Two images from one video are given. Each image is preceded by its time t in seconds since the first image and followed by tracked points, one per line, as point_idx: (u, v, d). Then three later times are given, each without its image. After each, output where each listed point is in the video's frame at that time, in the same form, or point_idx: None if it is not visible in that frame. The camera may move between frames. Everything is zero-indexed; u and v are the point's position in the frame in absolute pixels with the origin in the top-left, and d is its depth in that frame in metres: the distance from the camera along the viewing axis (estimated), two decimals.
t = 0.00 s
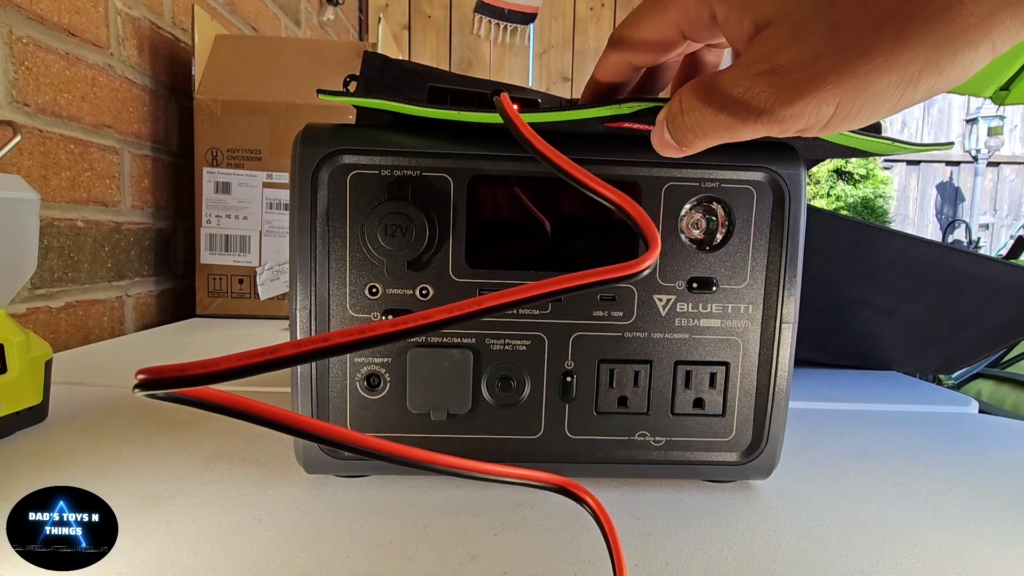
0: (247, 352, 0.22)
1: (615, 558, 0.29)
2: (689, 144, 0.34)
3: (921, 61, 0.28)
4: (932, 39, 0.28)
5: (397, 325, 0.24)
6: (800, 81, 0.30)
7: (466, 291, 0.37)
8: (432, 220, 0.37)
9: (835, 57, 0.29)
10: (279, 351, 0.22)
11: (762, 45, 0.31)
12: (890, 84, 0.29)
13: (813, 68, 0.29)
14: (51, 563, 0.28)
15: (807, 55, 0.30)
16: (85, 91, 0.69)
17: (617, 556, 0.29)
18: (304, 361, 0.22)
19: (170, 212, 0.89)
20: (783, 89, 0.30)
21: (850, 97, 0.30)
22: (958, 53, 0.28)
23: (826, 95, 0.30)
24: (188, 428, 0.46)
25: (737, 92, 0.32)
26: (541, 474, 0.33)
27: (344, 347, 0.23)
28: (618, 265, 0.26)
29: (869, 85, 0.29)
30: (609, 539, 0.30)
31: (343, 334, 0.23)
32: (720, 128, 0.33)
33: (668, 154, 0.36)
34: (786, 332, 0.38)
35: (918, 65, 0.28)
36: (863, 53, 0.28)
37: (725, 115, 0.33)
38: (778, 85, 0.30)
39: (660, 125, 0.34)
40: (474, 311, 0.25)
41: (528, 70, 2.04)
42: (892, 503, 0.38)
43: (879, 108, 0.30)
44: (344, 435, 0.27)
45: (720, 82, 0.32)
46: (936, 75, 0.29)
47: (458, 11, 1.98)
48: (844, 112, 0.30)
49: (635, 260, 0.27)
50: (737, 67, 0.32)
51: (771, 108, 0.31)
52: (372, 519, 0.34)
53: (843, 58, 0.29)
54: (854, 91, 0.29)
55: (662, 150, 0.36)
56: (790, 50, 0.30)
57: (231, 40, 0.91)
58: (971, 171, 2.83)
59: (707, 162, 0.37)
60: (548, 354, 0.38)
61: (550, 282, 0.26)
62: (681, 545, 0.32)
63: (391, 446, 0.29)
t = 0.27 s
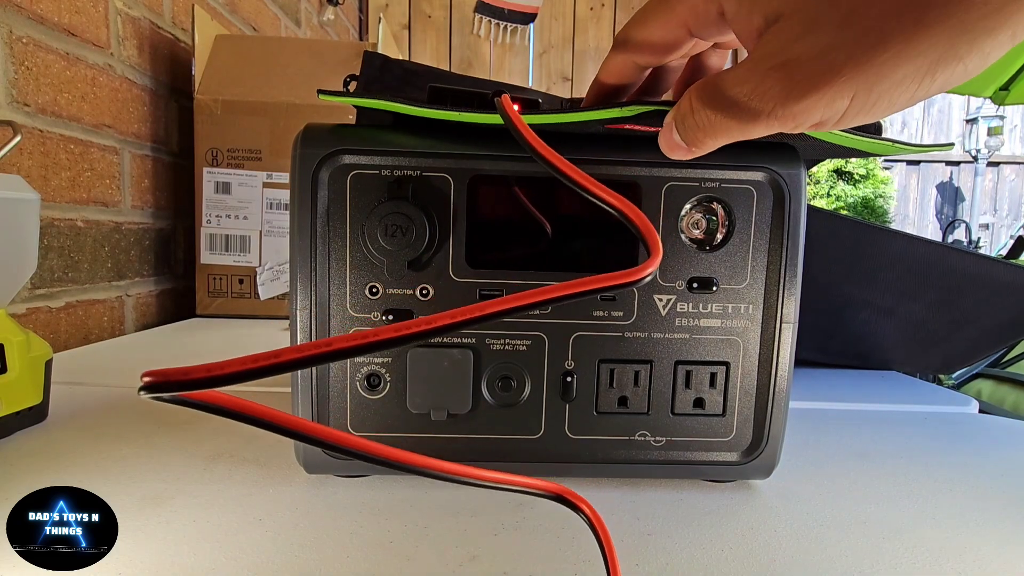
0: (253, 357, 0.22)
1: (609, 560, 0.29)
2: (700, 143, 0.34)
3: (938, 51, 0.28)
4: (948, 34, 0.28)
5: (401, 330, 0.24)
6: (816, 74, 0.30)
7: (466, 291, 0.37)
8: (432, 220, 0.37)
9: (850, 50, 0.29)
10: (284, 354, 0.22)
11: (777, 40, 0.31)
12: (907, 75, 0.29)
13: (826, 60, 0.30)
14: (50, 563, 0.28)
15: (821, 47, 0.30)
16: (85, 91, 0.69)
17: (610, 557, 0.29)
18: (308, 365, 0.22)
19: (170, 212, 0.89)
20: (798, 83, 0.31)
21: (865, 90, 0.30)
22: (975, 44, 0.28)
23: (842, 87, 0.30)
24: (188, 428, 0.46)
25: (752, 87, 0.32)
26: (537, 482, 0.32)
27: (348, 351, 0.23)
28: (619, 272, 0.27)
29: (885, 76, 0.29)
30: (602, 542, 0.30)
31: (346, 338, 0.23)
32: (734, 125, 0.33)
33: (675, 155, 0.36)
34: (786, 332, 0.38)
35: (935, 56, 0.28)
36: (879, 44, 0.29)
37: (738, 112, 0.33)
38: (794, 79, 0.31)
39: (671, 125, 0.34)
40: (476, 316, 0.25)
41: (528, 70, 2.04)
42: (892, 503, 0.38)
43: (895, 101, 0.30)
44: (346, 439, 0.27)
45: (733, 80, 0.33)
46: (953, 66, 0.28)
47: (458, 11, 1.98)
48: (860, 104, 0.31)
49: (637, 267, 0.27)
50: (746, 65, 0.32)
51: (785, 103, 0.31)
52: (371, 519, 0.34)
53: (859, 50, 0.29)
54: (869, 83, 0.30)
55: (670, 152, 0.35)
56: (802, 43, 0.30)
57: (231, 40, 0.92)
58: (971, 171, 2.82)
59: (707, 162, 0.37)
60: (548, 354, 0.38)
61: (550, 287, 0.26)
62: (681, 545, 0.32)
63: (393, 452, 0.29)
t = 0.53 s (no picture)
0: (248, 340, 0.22)
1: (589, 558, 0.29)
2: (691, 145, 0.34)
3: (923, 45, 0.27)
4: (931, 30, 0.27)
5: (395, 321, 0.23)
6: (801, 74, 0.29)
7: (466, 291, 0.37)
8: (432, 220, 0.37)
9: (833, 48, 0.28)
10: (273, 342, 0.22)
11: (760, 41, 0.31)
12: (893, 70, 0.28)
13: (813, 60, 0.29)
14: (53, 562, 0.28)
15: (808, 46, 0.29)
16: (85, 91, 0.69)
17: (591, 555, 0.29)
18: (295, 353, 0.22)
19: (170, 212, 0.89)
20: (784, 83, 0.30)
21: (852, 87, 0.29)
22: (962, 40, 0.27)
23: (828, 84, 0.29)
24: (188, 427, 0.46)
25: (739, 88, 0.31)
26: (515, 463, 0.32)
27: (339, 340, 0.22)
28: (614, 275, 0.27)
29: (871, 72, 0.28)
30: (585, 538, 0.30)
31: (342, 326, 0.23)
32: (723, 126, 0.32)
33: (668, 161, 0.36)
34: (786, 332, 0.38)
35: (921, 50, 0.27)
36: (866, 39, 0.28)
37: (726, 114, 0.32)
38: (781, 78, 0.30)
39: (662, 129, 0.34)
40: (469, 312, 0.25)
41: (528, 70, 2.03)
42: (892, 503, 0.38)
43: (881, 98, 0.29)
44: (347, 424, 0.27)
45: (718, 82, 0.32)
46: (940, 61, 0.28)
47: (458, 11, 1.98)
48: (847, 102, 0.30)
49: (632, 270, 0.27)
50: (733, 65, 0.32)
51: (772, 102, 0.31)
52: (371, 519, 0.34)
53: (844, 49, 0.28)
54: (856, 80, 0.29)
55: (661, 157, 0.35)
56: (794, 44, 0.30)
57: (231, 40, 0.92)
58: (971, 171, 2.82)
59: (707, 162, 0.37)
60: (548, 354, 0.38)
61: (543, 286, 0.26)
62: (681, 545, 0.32)
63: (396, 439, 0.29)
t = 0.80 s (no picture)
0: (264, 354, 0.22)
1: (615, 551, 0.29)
2: (701, 129, 0.32)
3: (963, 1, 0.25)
4: None
5: (404, 330, 0.24)
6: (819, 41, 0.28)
7: (466, 291, 0.37)
8: (432, 220, 0.37)
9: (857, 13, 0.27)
10: (285, 354, 0.22)
11: (781, 4, 0.29)
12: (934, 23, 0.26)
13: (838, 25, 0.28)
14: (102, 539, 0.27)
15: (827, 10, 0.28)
16: (85, 91, 0.69)
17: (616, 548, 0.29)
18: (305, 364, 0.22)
19: (170, 212, 0.89)
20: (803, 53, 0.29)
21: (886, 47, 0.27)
22: None
23: (850, 55, 0.28)
24: (189, 427, 0.46)
25: (757, 68, 0.30)
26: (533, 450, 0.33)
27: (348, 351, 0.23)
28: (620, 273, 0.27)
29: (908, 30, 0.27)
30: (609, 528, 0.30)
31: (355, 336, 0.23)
32: (739, 107, 0.31)
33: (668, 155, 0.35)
34: (786, 332, 0.38)
35: None
36: None
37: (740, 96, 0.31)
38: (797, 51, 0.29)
39: (664, 124, 0.33)
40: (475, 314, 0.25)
41: (528, 70, 2.03)
42: (892, 504, 0.38)
43: (919, 60, 0.28)
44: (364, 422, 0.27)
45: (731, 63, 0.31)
46: (980, 16, 0.26)
47: (458, 11, 1.98)
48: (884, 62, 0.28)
49: (636, 268, 0.27)
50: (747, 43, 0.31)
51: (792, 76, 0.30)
52: (371, 519, 0.34)
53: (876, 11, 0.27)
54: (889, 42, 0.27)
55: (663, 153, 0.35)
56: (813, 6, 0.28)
57: (231, 40, 0.92)
58: (971, 171, 2.82)
59: (707, 161, 0.37)
60: (548, 354, 0.38)
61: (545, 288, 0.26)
62: (681, 545, 0.32)
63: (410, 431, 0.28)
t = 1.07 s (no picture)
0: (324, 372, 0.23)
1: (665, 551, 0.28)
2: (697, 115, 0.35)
3: (916, 59, 0.34)
4: (941, 38, 0.33)
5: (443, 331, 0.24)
6: (808, 69, 0.34)
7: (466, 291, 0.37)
8: (432, 220, 0.37)
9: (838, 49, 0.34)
10: (341, 374, 0.23)
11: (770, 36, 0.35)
12: (882, 78, 0.34)
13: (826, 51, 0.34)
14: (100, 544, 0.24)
15: (817, 42, 0.34)
16: (85, 91, 0.69)
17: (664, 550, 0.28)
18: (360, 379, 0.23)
19: (170, 212, 0.89)
20: (790, 77, 0.35)
21: (848, 88, 0.35)
22: (959, 52, 0.33)
23: (829, 80, 0.34)
24: (189, 428, 0.46)
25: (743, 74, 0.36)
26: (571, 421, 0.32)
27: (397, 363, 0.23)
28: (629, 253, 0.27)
29: (867, 78, 0.34)
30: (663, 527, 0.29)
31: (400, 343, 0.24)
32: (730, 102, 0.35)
33: (653, 131, 0.36)
34: (786, 332, 0.38)
35: (913, 59, 0.33)
36: (870, 45, 0.33)
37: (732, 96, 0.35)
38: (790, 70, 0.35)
39: (662, 98, 0.34)
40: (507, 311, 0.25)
41: (528, 70, 2.03)
42: (892, 503, 0.38)
43: (878, 101, 0.35)
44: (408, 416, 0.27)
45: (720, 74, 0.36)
46: (927, 72, 0.34)
47: (458, 11, 1.98)
48: (842, 100, 0.35)
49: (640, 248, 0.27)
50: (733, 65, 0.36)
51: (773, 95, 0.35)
52: (371, 519, 0.34)
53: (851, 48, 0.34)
54: (850, 82, 0.34)
55: (648, 127, 0.36)
56: (795, 42, 0.34)
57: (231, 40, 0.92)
58: (971, 171, 2.82)
59: (707, 161, 0.37)
60: (548, 354, 0.38)
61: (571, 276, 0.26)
62: (681, 545, 0.32)
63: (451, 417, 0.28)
